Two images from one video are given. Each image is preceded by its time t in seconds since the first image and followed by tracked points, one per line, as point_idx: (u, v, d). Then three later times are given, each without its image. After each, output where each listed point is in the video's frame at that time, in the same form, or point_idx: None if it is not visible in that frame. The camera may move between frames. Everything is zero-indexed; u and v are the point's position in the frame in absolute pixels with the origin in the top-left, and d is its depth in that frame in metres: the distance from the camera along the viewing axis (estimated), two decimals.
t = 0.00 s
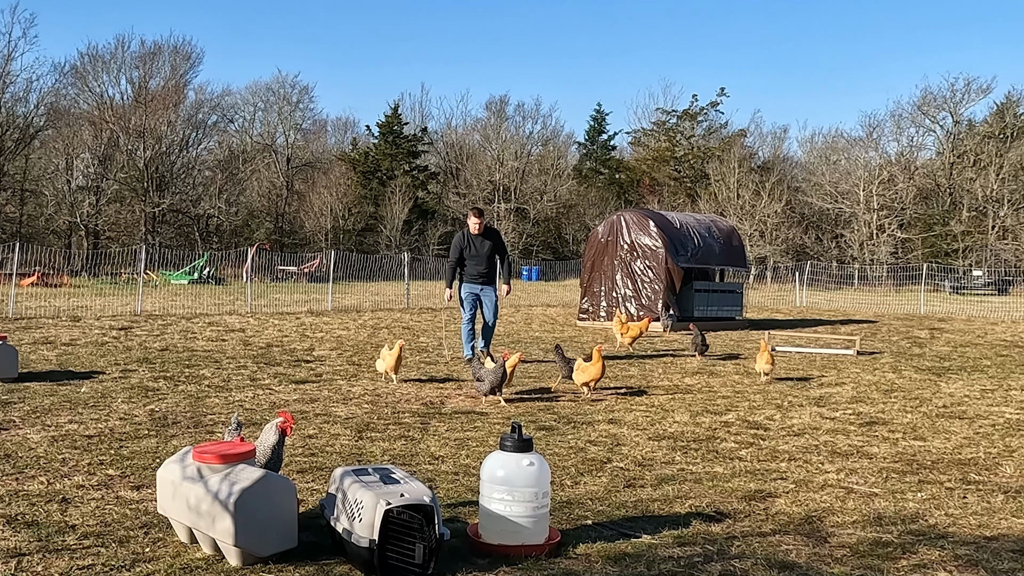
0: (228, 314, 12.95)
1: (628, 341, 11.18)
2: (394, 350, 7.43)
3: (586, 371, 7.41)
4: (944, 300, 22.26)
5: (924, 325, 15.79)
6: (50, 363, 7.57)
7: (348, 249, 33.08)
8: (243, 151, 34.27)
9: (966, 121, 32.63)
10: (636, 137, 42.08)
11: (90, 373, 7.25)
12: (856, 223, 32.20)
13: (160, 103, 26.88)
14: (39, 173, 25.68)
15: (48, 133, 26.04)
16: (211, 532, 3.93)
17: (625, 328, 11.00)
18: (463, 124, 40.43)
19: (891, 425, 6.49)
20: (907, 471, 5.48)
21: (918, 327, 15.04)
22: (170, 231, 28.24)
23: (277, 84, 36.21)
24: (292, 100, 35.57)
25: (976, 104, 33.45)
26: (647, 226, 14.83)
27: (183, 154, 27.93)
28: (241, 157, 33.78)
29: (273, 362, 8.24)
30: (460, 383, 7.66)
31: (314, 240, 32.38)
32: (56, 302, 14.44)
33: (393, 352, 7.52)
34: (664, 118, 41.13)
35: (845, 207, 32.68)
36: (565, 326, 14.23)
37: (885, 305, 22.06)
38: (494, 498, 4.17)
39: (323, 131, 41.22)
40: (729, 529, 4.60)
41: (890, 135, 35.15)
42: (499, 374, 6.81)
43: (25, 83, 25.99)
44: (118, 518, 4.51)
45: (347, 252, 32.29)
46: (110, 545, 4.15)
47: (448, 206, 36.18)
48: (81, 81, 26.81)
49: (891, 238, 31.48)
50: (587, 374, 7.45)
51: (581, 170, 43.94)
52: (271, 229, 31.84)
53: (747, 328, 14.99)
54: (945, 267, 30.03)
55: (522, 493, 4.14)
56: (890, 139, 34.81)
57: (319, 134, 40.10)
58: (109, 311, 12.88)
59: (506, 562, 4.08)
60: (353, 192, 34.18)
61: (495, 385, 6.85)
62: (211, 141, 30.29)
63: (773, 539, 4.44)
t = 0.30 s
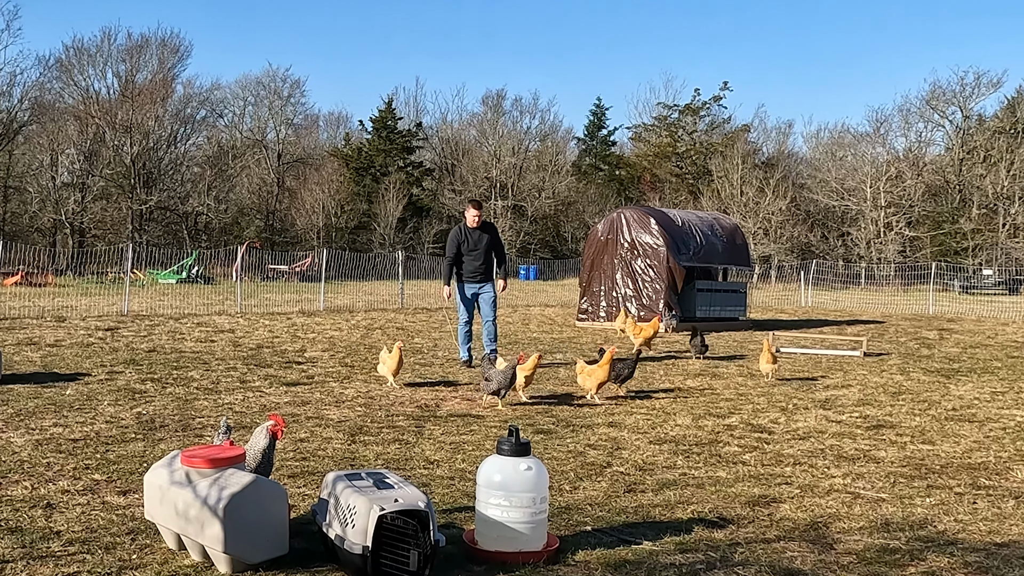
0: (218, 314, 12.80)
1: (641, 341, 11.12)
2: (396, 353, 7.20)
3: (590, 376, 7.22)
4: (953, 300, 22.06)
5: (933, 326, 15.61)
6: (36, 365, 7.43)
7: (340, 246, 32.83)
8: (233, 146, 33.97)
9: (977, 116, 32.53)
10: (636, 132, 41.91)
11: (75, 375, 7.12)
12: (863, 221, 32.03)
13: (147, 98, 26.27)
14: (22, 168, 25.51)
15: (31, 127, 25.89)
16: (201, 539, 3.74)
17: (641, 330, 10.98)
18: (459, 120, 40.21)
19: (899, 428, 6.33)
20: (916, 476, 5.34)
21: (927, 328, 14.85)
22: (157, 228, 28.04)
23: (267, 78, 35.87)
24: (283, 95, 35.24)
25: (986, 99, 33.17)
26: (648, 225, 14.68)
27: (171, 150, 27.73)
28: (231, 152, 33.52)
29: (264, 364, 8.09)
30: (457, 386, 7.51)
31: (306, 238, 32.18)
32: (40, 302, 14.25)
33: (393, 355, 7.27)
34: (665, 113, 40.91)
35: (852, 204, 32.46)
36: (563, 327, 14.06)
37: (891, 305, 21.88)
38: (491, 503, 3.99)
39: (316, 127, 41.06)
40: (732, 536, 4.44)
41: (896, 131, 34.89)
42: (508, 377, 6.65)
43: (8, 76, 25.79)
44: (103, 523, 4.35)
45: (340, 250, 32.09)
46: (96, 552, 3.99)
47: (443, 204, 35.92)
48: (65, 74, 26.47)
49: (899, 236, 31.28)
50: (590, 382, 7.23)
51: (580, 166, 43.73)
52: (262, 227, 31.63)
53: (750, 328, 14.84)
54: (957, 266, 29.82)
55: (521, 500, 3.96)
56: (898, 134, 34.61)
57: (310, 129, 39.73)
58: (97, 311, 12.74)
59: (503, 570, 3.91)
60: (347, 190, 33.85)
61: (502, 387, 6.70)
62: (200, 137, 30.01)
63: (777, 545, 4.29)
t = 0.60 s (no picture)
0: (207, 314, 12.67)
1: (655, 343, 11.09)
2: (394, 356, 6.96)
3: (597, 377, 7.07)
4: (963, 300, 21.86)
5: (941, 326, 15.44)
6: (21, 367, 7.29)
7: (334, 245, 32.64)
8: (220, 142, 33.72)
9: (986, 111, 32.29)
10: (637, 128, 41.72)
11: (61, 377, 6.99)
12: (870, 219, 31.88)
13: (134, 92, 26.20)
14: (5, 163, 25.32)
15: (15, 122, 25.75)
16: (189, 546, 3.56)
17: (651, 330, 11.02)
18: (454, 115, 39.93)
19: (907, 431, 6.19)
20: (924, 480, 5.20)
21: (936, 330, 14.65)
22: (145, 226, 27.91)
23: (258, 71, 35.53)
24: (274, 89, 34.92)
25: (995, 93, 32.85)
26: (650, 224, 14.51)
27: (159, 145, 27.67)
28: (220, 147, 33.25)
29: (254, 365, 7.95)
30: (453, 388, 7.37)
31: (297, 236, 31.99)
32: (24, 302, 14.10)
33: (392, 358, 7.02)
34: (667, 108, 40.67)
35: (859, 202, 32.25)
36: (562, 328, 13.92)
37: (896, 305, 21.70)
38: (488, 509, 3.85)
39: (307, 123, 40.85)
40: (735, 542, 4.30)
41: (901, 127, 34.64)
42: (517, 385, 6.49)
43: None
44: (88, 529, 4.20)
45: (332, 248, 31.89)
46: (82, 559, 3.83)
47: (439, 201, 35.60)
48: (50, 68, 26.27)
49: (907, 234, 31.06)
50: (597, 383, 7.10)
51: (580, 163, 43.52)
52: (252, 224, 31.42)
53: (753, 329, 14.70)
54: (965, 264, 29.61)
55: (518, 505, 3.81)
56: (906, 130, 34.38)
57: (301, 125, 39.52)
58: (84, 311, 12.59)
59: None
60: (339, 186, 33.67)
61: (513, 392, 6.54)
62: (189, 132, 29.77)
63: (782, 552, 4.15)
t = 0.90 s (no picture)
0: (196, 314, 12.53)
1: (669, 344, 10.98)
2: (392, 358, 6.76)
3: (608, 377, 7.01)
4: (971, 299, 21.70)
5: (949, 327, 15.27)
6: (7, 369, 7.16)
7: (326, 241, 32.52)
8: (213, 137, 33.46)
9: (996, 106, 31.88)
10: (637, 124, 41.52)
11: (46, 379, 6.85)
12: (877, 217, 31.76)
13: (122, 86, 26.11)
14: None
15: None
16: (179, 552, 3.43)
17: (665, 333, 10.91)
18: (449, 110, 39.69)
19: (915, 435, 6.06)
20: (932, 485, 5.07)
21: (943, 330, 14.49)
22: (132, 224, 27.82)
23: (249, 65, 35.23)
24: (265, 84, 34.64)
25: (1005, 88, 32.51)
26: (650, 221, 14.38)
27: (147, 141, 27.54)
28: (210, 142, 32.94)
29: (245, 367, 7.82)
30: (450, 391, 7.24)
31: (289, 234, 31.83)
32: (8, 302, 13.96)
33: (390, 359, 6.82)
34: (669, 103, 40.43)
35: (866, 200, 32.07)
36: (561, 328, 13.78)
37: (902, 306, 21.54)
38: (484, 515, 3.71)
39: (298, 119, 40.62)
40: (739, 548, 4.17)
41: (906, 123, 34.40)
42: (524, 388, 6.32)
43: None
44: (74, 535, 4.06)
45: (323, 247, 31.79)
46: (68, 566, 3.70)
47: (434, 198, 35.40)
48: (35, 62, 26.13)
49: (915, 233, 30.94)
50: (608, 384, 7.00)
51: (580, 160, 43.31)
52: (242, 222, 31.23)
53: (757, 330, 14.58)
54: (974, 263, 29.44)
55: (515, 510, 3.68)
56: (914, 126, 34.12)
57: (293, 121, 39.33)
58: (70, 312, 12.48)
59: None
60: (332, 183, 33.47)
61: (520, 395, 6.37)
62: (177, 128, 29.55)
63: (787, 559, 4.02)
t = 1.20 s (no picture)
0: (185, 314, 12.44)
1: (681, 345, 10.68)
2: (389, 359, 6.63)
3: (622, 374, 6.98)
4: (977, 299, 21.56)
5: (955, 328, 15.13)
6: None
7: (319, 239, 32.41)
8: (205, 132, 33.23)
9: (1006, 100, 31.65)
10: (639, 119, 41.38)
11: (33, 381, 6.73)
12: (884, 214, 31.63)
13: (109, 80, 25.87)
14: None
15: None
16: (167, 558, 3.29)
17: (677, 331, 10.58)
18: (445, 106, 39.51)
19: (922, 438, 5.94)
20: (941, 490, 4.94)
21: (949, 331, 14.37)
22: (120, 222, 27.64)
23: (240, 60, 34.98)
24: (255, 78, 34.42)
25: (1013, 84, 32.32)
26: (652, 219, 14.23)
27: (136, 137, 27.32)
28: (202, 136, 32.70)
29: (237, 369, 7.69)
30: (447, 393, 7.12)
31: (280, 232, 31.64)
32: None
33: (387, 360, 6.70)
34: (670, 98, 40.29)
35: (874, 197, 31.91)
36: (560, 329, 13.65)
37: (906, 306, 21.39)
38: (480, 521, 3.58)
39: (289, 114, 40.37)
40: (742, 555, 4.04)
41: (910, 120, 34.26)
42: (528, 391, 6.21)
43: None
44: (60, 540, 3.92)
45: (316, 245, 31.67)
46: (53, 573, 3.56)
47: (430, 196, 35.25)
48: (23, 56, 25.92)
49: (923, 231, 30.83)
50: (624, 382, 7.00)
51: (580, 156, 43.18)
52: (232, 220, 31.09)
53: (760, 330, 14.46)
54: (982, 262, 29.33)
55: (512, 514, 3.55)
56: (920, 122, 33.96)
57: (285, 117, 39.15)
58: (56, 311, 12.37)
59: None
60: (325, 179, 33.29)
61: (524, 398, 6.26)
62: (167, 123, 29.35)
63: (791, 565, 3.90)
